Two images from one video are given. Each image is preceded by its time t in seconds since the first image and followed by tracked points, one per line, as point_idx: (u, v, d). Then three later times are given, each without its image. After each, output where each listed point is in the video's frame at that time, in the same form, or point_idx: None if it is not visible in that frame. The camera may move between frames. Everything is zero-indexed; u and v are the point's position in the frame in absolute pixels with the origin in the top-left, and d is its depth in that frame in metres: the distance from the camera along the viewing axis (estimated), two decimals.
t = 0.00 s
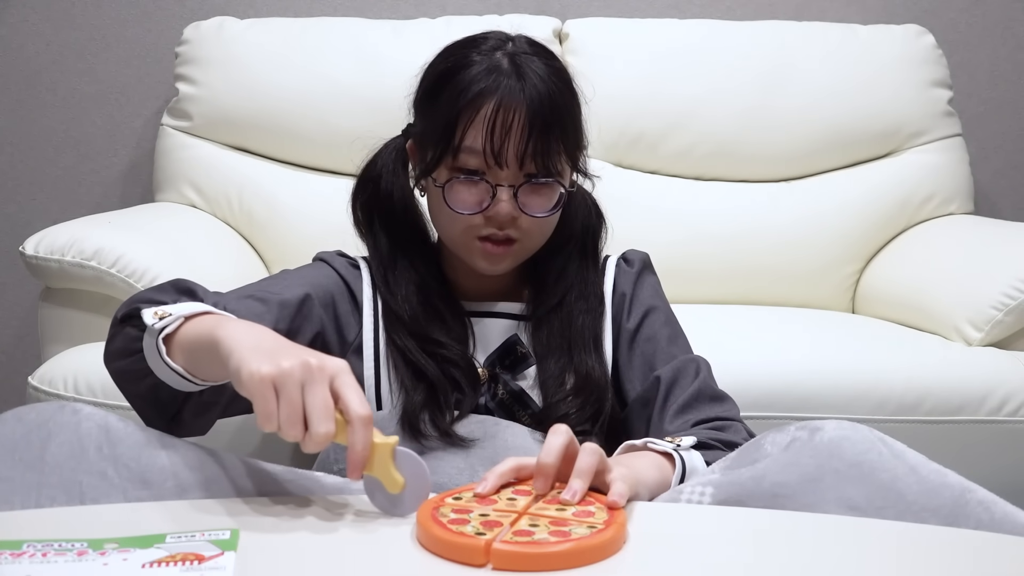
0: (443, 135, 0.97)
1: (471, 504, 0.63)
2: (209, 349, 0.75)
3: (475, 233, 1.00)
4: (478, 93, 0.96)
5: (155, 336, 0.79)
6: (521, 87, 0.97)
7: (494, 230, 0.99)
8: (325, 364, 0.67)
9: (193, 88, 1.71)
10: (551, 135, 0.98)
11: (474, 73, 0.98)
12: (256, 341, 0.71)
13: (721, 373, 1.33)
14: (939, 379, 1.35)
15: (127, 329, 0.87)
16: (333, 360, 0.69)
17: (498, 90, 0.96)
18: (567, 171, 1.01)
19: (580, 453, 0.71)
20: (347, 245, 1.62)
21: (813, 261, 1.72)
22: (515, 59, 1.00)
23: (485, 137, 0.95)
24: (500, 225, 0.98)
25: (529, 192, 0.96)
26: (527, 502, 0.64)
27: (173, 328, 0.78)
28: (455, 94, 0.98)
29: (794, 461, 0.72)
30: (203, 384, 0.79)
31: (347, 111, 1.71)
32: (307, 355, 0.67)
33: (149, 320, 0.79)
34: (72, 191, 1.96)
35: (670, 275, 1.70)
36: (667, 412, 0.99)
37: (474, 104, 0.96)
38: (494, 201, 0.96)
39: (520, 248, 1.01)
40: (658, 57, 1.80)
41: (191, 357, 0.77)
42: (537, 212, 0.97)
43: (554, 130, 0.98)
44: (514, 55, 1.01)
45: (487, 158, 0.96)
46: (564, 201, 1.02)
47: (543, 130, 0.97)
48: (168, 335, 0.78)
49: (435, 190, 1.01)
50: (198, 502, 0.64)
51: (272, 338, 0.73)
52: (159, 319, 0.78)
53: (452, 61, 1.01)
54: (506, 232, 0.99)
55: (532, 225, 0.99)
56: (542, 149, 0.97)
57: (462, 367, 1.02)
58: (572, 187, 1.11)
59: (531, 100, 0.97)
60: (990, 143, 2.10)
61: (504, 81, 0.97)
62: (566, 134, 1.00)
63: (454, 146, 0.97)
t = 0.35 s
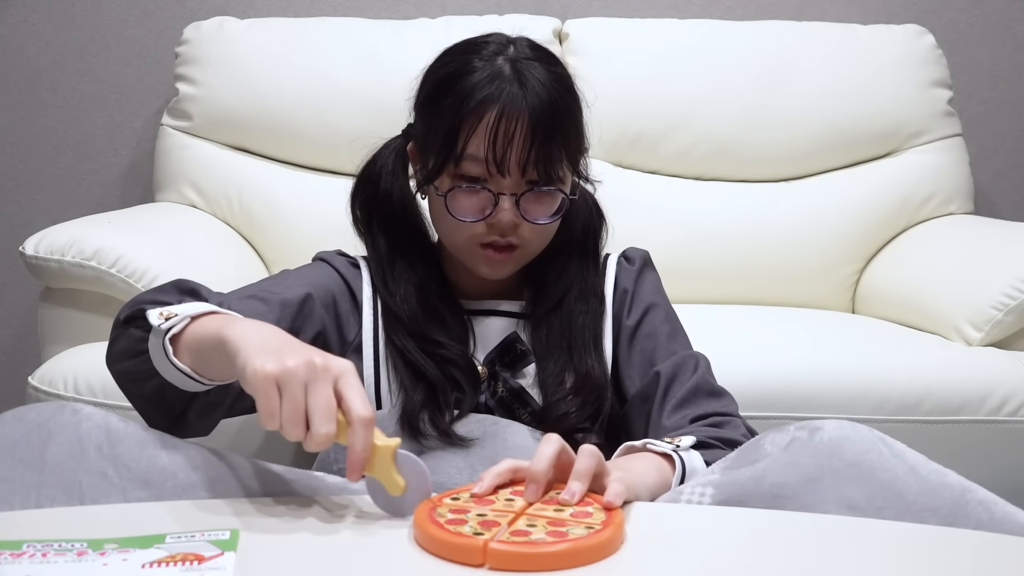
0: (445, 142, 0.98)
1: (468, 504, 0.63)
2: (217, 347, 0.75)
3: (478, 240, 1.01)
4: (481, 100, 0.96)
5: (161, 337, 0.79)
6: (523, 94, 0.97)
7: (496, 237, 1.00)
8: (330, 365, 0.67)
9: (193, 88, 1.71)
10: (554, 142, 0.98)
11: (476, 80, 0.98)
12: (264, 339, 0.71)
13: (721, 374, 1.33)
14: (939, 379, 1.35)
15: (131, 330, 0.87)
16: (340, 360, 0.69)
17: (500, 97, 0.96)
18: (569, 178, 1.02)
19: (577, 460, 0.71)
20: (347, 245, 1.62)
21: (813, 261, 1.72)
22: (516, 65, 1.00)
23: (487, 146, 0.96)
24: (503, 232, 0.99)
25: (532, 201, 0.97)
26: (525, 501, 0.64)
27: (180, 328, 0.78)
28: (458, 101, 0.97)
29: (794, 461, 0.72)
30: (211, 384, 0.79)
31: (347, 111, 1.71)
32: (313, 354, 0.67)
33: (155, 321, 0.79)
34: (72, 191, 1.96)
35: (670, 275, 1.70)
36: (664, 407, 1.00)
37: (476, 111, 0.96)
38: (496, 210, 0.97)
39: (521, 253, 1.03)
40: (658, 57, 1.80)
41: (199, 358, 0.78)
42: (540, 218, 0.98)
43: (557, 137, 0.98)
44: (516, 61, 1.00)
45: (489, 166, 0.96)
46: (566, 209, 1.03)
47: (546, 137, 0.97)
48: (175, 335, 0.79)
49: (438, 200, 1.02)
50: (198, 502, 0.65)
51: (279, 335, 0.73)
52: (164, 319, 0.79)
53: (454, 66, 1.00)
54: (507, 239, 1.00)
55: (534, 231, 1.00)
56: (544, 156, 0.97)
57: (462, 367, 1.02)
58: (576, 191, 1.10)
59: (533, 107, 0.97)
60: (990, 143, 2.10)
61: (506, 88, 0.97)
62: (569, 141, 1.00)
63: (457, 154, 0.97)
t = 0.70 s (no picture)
0: (451, 154, 0.97)
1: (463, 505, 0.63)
2: (265, 333, 0.75)
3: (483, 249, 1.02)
4: (489, 113, 0.96)
5: (203, 319, 0.79)
6: (530, 105, 0.97)
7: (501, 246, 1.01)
8: (389, 360, 0.66)
9: (192, 88, 1.71)
10: (560, 153, 0.98)
11: (484, 90, 0.98)
12: (318, 326, 0.71)
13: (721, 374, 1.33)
14: (939, 379, 1.35)
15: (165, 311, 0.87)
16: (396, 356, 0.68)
17: (508, 109, 0.96)
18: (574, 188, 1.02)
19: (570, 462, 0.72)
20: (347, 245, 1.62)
21: (814, 261, 1.72)
22: (523, 75, 0.99)
23: (494, 159, 0.96)
24: (507, 242, 1.00)
25: (538, 213, 0.98)
26: (518, 503, 0.64)
27: (224, 312, 0.79)
28: (466, 111, 0.97)
29: (795, 461, 0.72)
30: (251, 370, 0.80)
31: (347, 111, 1.71)
32: (372, 346, 0.66)
33: (196, 303, 0.80)
34: (72, 191, 1.96)
35: (670, 275, 1.70)
36: (664, 396, 1.02)
37: (484, 123, 0.96)
38: (501, 222, 0.97)
39: (526, 260, 1.04)
40: (658, 57, 1.80)
41: (243, 342, 0.78)
42: (546, 229, 0.98)
43: (563, 148, 0.98)
44: (523, 71, 1.00)
45: (495, 179, 0.96)
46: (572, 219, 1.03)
47: (552, 148, 0.97)
48: (219, 318, 0.79)
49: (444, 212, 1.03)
50: (198, 502, 0.65)
51: (333, 325, 0.72)
52: (207, 302, 0.79)
53: (463, 76, 1.00)
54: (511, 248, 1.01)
55: (539, 240, 1.02)
56: (550, 168, 0.97)
57: (468, 365, 1.03)
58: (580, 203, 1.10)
59: (540, 119, 0.97)
60: (990, 143, 2.10)
61: (514, 99, 0.97)
62: (575, 151, 1.00)
63: (463, 165, 0.97)
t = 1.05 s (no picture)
0: (462, 162, 0.98)
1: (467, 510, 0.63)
2: (274, 337, 0.75)
3: (490, 253, 1.03)
4: (502, 121, 0.96)
5: (222, 312, 0.80)
6: (542, 115, 0.96)
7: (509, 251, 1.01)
8: (393, 365, 0.66)
9: (192, 89, 1.71)
10: (571, 163, 0.98)
11: (498, 98, 0.97)
12: (325, 333, 0.71)
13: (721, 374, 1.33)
14: (939, 380, 1.35)
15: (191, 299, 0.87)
16: (400, 361, 0.68)
17: (520, 118, 0.96)
18: (583, 198, 1.02)
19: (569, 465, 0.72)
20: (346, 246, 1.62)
21: (813, 262, 1.72)
22: (537, 84, 0.99)
23: (504, 166, 0.96)
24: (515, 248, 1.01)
25: (546, 220, 0.98)
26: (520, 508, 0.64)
27: (241, 309, 0.79)
28: (478, 120, 0.97)
29: (794, 461, 0.72)
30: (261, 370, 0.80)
31: (347, 111, 1.71)
32: (376, 351, 0.66)
33: (217, 296, 0.80)
34: (72, 191, 1.96)
35: (670, 275, 1.70)
36: (664, 376, 1.04)
37: (496, 131, 0.96)
38: (508, 228, 0.98)
39: (533, 264, 1.05)
40: (657, 57, 1.80)
41: (254, 344, 0.78)
42: (554, 238, 1.00)
43: (574, 158, 0.98)
44: (538, 79, 1.00)
45: (505, 187, 0.97)
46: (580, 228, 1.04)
47: (563, 159, 0.97)
48: (236, 315, 0.80)
49: (454, 217, 1.04)
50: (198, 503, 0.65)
51: (340, 333, 0.72)
52: (228, 297, 0.80)
53: (478, 83, 1.00)
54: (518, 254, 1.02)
55: (547, 247, 1.02)
56: (560, 178, 0.97)
57: (474, 349, 1.03)
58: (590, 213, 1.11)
59: (552, 129, 0.96)
60: (990, 143, 2.10)
61: (527, 109, 0.97)
62: (585, 161, 0.99)
63: (474, 172, 0.97)
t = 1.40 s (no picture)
0: (460, 154, 0.98)
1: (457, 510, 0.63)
2: (344, 360, 0.72)
3: (489, 247, 1.02)
4: (499, 112, 0.96)
5: (284, 339, 0.78)
6: (539, 107, 0.97)
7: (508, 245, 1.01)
8: (477, 383, 0.63)
9: (193, 88, 1.71)
10: (568, 155, 0.98)
11: (495, 91, 0.98)
12: (398, 354, 0.68)
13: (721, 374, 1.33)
14: (938, 379, 1.35)
15: (243, 325, 0.85)
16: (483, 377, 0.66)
17: (517, 110, 0.96)
18: (583, 192, 1.02)
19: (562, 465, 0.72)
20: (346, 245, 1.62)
21: (813, 262, 1.72)
22: (535, 79, 1.00)
23: (502, 157, 0.96)
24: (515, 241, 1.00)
25: (545, 212, 0.97)
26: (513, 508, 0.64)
27: (304, 334, 0.77)
28: (476, 113, 0.97)
29: (793, 462, 0.72)
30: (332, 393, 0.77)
31: (347, 111, 1.71)
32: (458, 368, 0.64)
33: (276, 322, 0.78)
34: (72, 191, 1.96)
35: (670, 274, 1.70)
36: (659, 375, 1.04)
37: (494, 123, 0.96)
38: (508, 221, 0.97)
39: (534, 259, 1.04)
40: (657, 57, 1.80)
41: (322, 368, 0.75)
42: (553, 230, 0.98)
43: (572, 151, 0.98)
44: (536, 74, 1.00)
45: (503, 178, 0.96)
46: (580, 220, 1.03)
47: (561, 152, 0.97)
48: (299, 340, 0.77)
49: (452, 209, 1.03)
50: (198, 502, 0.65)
51: (416, 353, 0.69)
52: (287, 322, 0.77)
53: (475, 77, 1.00)
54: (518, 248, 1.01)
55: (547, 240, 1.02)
56: (558, 169, 0.97)
57: (479, 353, 1.03)
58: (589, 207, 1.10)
59: (549, 121, 0.97)
60: (990, 143, 2.10)
61: (524, 101, 0.97)
62: (583, 155, 1.00)
63: (472, 164, 0.97)
